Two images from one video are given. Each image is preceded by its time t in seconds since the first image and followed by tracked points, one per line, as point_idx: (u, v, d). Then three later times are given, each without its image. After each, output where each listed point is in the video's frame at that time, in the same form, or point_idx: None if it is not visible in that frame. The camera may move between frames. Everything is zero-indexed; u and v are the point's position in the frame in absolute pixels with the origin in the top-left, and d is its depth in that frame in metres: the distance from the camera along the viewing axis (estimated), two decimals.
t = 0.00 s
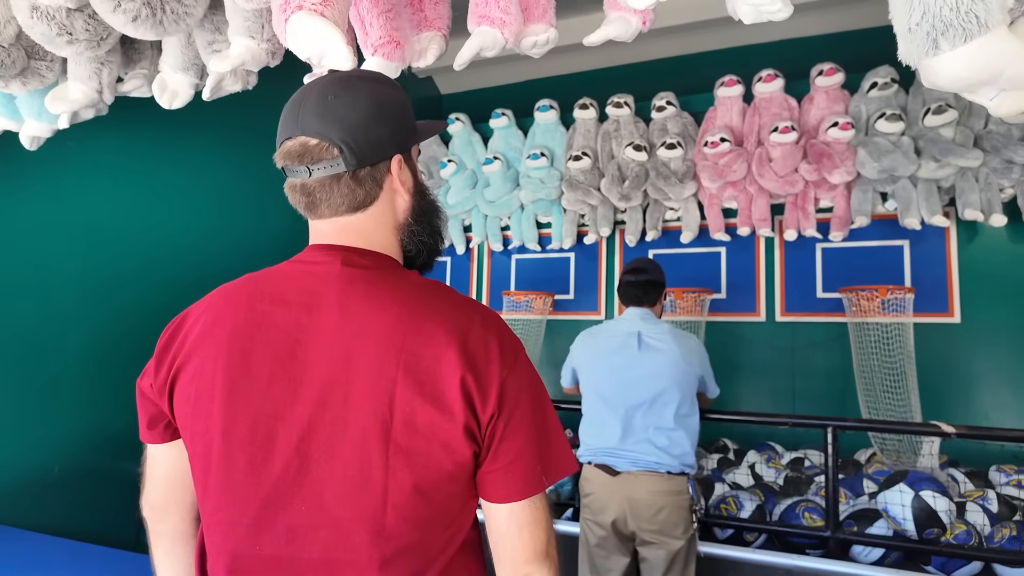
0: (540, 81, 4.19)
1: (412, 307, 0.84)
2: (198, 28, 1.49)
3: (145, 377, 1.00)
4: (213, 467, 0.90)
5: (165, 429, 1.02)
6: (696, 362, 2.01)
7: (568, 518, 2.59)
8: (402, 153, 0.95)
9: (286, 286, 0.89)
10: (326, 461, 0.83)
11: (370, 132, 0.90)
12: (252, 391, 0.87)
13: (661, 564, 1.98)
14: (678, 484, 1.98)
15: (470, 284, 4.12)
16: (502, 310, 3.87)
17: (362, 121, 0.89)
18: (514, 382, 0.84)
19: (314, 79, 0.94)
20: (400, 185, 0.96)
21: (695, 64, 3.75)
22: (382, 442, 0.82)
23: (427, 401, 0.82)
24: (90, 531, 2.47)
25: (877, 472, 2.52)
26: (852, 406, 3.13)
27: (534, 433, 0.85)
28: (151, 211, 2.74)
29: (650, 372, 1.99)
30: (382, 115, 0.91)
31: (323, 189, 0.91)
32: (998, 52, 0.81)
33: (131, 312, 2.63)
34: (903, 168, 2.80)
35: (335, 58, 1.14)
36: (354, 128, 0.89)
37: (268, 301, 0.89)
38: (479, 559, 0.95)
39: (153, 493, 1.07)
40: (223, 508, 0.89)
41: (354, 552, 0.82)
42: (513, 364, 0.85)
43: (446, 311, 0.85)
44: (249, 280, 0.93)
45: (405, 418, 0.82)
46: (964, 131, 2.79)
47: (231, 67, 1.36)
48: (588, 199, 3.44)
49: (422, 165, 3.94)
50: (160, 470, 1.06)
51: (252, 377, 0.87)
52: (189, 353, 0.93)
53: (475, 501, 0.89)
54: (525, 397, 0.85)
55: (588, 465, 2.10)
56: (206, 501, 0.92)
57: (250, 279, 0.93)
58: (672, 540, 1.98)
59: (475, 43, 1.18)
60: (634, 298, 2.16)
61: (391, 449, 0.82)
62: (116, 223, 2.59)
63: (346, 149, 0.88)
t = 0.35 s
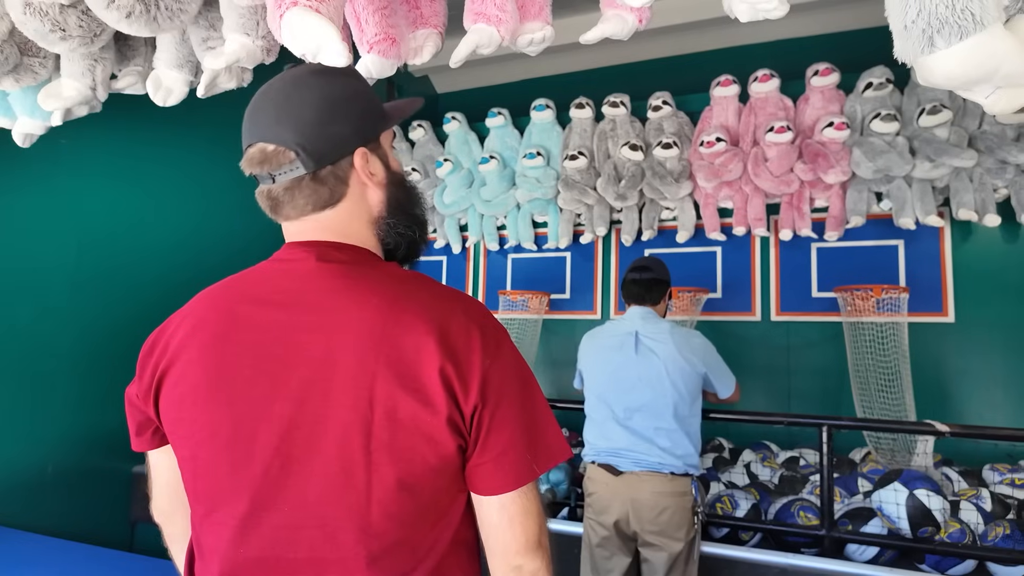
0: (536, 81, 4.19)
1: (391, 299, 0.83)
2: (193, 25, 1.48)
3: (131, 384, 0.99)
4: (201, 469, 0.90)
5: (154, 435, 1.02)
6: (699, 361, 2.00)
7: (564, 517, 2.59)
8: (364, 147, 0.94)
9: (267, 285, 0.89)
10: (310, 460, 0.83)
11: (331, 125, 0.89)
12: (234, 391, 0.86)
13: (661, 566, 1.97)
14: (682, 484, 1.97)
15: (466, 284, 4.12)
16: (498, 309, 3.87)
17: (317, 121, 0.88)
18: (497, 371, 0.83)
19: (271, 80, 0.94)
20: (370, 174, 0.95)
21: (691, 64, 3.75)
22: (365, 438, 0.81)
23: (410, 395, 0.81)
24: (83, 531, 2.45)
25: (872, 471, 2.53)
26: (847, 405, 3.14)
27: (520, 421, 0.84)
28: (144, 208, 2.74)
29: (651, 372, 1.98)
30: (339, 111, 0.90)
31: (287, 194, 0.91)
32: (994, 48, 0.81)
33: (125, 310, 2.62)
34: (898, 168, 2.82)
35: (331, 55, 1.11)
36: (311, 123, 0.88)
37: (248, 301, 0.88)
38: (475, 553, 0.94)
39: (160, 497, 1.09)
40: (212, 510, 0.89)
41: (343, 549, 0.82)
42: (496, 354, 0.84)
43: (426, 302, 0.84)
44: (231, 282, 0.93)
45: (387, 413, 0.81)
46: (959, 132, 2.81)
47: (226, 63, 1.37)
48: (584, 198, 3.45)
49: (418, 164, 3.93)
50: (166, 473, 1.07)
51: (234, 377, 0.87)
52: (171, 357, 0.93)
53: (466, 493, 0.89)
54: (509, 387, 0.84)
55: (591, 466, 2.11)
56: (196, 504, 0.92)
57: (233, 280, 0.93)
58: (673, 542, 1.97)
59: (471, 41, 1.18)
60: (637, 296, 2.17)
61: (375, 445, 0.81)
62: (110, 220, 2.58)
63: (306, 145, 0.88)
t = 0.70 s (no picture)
0: (533, 81, 4.19)
1: (338, 292, 0.81)
2: (190, 22, 1.47)
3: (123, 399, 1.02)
4: (179, 478, 0.91)
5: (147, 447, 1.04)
6: (700, 361, 1.98)
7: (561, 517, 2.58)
8: (277, 152, 0.91)
9: (228, 291, 0.89)
10: (273, 463, 0.83)
11: (230, 138, 0.90)
12: (199, 398, 0.87)
13: (657, 566, 1.97)
14: (680, 484, 1.96)
15: (462, 284, 4.11)
16: (495, 309, 3.87)
17: (217, 137, 0.90)
18: (449, 359, 0.80)
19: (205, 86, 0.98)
20: (289, 176, 0.92)
21: (687, 64, 3.76)
22: (320, 437, 0.80)
23: (359, 390, 0.79)
24: (74, 531, 2.47)
25: (867, 470, 2.54)
26: (842, 405, 3.15)
27: (482, 408, 0.81)
28: (133, 207, 2.76)
29: (648, 370, 1.99)
30: (236, 123, 0.90)
31: (221, 204, 0.97)
32: (995, 49, 0.82)
33: (117, 308, 2.65)
34: (892, 169, 2.83)
35: (330, 52, 1.12)
36: (215, 139, 0.91)
37: (210, 308, 0.89)
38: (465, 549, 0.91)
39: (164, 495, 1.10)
40: (191, 519, 0.90)
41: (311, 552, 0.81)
42: (450, 342, 0.81)
43: (375, 292, 0.82)
44: (202, 291, 0.94)
45: (340, 410, 0.80)
46: (953, 133, 2.82)
47: (223, 60, 1.36)
48: (580, 198, 3.45)
49: (414, 163, 3.92)
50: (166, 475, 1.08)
51: (198, 384, 0.87)
52: (146, 371, 0.94)
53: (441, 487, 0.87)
54: (465, 375, 0.81)
55: (591, 465, 2.12)
56: (179, 514, 0.93)
57: (203, 288, 0.94)
58: (670, 542, 1.97)
59: (471, 39, 1.17)
60: (639, 297, 2.17)
61: (332, 443, 0.80)
62: (104, 220, 2.63)
63: (214, 163, 0.92)
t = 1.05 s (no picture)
0: (530, 80, 4.18)
1: (316, 293, 0.80)
2: (186, 20, 1.46)
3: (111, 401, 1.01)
4: (163, 482, 0.90)
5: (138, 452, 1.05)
6: (705, 363, 2.03)
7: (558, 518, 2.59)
8: (258, 150, 0.90)
9: (207, 293, 0.88)
10: (253, 466, 0.82)
11: (209, 139, 0.90)
12: (179, 401, 0.86)
13: (668, 566, 1.98)
14: (688, 485, 1.99)
15: (458, 284, 4.10)
16: (491, 310, 3.86)
17: (198, 139, 0.90)
18: (429, 361, 0.78)
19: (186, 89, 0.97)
20: (271, 175, 0.91)
21: (684, 64, 3.76)
22: (299, 440, 0.80)
23: (337, 392, 0.78)
24: (66, 532, 2.46)
25: (863, 471, 2.55)
26: (838, 405, 3.16)
27: (462, 411, 0.79)
28: (125, 208, 2.75)
29: (658, 372, 1.98)
30: (215, 123, 0.89)
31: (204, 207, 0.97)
32: (998, 50, 0.82)
33: (110, 307, 2.66)
34: (889, 170, 2.83)
35: (329, 51, 1.11)
36: (195, 140, 0.91)
37: (190, 311, 0.88)
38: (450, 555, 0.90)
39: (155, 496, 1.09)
40: (173, 522, 0.89)
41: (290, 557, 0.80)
42: (431, 342, 0.79)
43: (354, 291, 0.80)
44: (185, 293, 0.93)
45: (318, 413, 0.79)
46: (949, 134, 2.83)
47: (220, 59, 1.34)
48: (577, 198, 3.44)
49: (410, 163, 3.91)
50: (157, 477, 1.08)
51: (178, 387, 0.87)
52: (130, 375, 0.94)
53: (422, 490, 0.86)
54: (446, 376, 0.79)
55: (596, 468, 2.10)
56: (163, 518, 0.93)
57: (187, 289, 0.93)
58: (679, 542, 1.98)
59: (469, 38, 1.16)
60: (643, 296, 2.17)
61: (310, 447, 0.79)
62: (100, 220, 2.64)
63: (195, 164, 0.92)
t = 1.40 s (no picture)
0: (526, 82, 4.20)
1: (304, 290, 0.81)
2: (184, 21, 1.47)
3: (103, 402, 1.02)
4: (154, 481, 0.91)
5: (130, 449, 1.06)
6: (699, 362, 2.02)
7: (552, 515, 2.60)
8: (261, 146, 0.92)
9: (198, 292, 0.89)
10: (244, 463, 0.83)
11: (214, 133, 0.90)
12: (170, 400, 0.88)
13: (659, 562, 2.01)
14: (681, 482, 2.01)
15: (454, 285, 4.11)
16: (487, 310, 3.89)
17: (200, 132, 0.91)
18: (417, 358, 0.80)
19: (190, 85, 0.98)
20: (271, 171, 0.92)
21: (679, 67, 3.80)
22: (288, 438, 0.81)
23: (325, 389, 0.79)
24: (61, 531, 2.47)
25: (854, 468, 2.58)
26: (830, 404, 3.20)
27: (450, 407, 0.81)
28: (120, 209, 2.75)
29: (650, 371, 2.00)
30: (219, 117, 0.90)
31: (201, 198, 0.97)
32: (987, 52, 0.84)
33: (106, 307, 2.67)
34: (880, 171, 2.87)
35: (327, 51, 1.14)
36: (198, 134, 0.91)
37: (180, 310, 0.89)
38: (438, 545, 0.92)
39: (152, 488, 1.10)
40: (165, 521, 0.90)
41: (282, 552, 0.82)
42: (419, 339, 0.81)
43: (343, 289, 0.81)
44: (175, 294, 0.94)
45: (307, 411, 0.80)
46: (939, 136, 2.87)
47: (218, 59, 1.35)
48: (572, 199, 3.47)
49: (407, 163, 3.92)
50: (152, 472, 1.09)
51: (171, 386, 0.88)
52: (123, 374, 0.96)
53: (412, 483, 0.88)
54: (435, 372, 0.81)
55: (591, 463, 2.13)
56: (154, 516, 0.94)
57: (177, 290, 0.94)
58: (670, 538, 2.00)
59: (466, 40, 1.19)
60: (638, 293, 2.19)
61: (299, 443, 0.81)
62: (98, 220, 2.65)
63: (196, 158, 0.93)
